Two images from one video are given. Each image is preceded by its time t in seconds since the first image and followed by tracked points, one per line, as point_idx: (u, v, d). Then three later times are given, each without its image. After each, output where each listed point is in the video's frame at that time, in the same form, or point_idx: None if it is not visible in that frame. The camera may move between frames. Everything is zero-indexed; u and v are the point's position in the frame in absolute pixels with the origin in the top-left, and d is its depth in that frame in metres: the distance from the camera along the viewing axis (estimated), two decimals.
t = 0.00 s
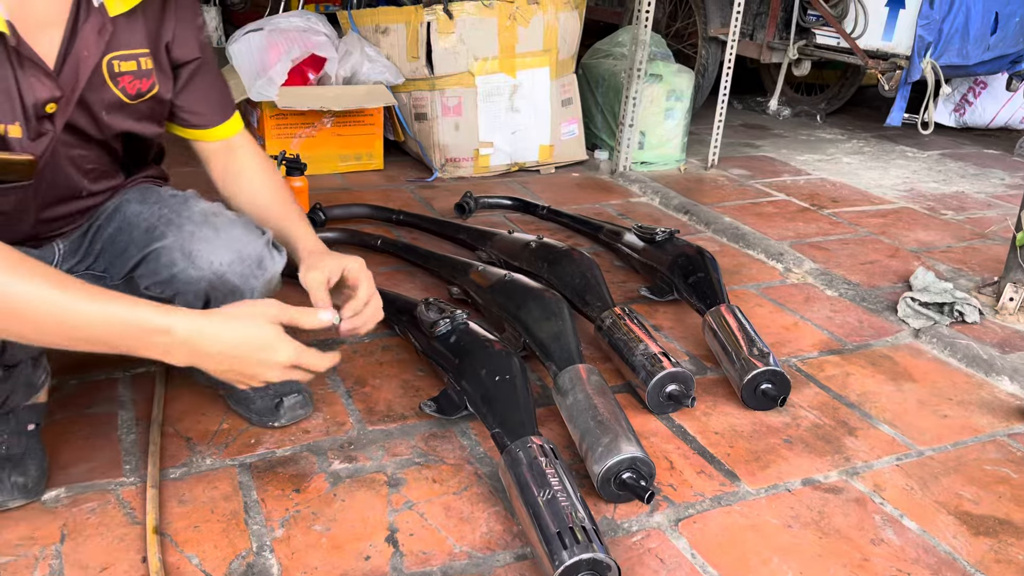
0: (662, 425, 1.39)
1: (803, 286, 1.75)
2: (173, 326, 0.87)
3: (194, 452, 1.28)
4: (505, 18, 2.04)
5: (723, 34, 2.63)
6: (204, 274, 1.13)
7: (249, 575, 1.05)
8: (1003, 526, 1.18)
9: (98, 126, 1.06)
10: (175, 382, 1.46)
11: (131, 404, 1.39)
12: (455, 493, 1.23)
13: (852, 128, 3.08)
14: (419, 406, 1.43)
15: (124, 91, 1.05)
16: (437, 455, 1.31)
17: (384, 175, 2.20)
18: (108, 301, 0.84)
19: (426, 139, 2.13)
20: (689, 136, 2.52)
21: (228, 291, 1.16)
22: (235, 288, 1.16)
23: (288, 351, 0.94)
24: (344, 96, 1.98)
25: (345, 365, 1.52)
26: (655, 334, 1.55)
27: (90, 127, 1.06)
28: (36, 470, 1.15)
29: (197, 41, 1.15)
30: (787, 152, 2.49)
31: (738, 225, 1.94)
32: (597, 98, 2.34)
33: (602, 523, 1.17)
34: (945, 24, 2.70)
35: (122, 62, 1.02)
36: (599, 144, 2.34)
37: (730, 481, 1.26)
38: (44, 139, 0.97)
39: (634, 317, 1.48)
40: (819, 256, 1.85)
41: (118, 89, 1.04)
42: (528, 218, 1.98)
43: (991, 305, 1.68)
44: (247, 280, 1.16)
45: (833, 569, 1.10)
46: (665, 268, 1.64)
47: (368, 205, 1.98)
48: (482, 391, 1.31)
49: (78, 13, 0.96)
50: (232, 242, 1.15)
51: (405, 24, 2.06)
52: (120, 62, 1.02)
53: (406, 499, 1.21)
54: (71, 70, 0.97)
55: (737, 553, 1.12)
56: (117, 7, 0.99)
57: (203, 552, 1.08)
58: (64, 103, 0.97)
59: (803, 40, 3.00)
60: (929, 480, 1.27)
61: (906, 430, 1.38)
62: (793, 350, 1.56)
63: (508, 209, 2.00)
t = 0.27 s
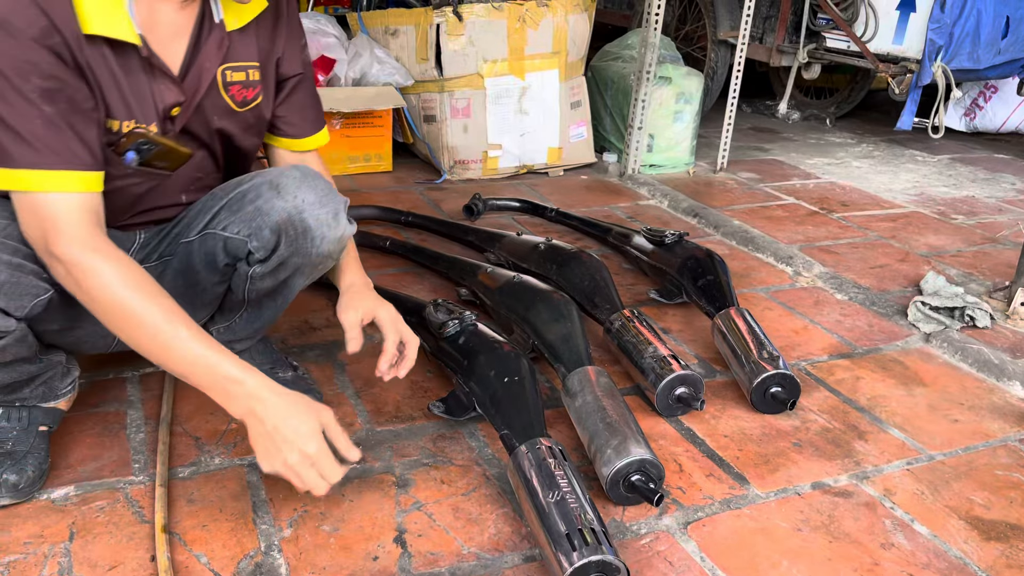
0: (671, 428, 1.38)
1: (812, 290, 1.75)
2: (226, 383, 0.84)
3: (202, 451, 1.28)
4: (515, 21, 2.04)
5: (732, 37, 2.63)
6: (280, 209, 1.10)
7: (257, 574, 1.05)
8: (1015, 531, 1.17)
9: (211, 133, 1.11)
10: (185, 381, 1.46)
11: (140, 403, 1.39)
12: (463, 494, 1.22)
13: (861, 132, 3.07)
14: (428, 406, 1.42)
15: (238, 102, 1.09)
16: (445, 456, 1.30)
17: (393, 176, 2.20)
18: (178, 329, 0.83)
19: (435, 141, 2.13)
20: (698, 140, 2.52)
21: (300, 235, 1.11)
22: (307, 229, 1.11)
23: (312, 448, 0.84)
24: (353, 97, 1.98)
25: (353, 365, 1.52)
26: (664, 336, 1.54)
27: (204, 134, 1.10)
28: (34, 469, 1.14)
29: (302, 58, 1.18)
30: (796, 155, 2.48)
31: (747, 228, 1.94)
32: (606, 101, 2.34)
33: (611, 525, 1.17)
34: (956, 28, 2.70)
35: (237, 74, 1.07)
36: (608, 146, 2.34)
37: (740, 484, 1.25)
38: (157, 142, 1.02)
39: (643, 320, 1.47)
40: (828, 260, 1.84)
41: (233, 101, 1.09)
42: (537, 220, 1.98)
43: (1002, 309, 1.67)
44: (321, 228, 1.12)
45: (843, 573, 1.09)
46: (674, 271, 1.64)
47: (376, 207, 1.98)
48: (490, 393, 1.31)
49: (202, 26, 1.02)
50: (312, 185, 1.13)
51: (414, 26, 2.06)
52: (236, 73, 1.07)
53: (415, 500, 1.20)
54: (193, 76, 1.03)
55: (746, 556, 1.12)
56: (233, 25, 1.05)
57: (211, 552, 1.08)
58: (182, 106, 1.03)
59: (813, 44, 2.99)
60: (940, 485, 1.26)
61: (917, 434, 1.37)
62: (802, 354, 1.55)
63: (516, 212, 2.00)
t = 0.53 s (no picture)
0: (677, 431, 1.39)
1: (818, 293, 1.75)
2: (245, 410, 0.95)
3: (211, 451, 1.28)
4: (522, 23, 2.04)
5: (739, 40, 2.63)
6: (338, 188, 1.21)
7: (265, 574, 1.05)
8: (1022, 536, 1.17)
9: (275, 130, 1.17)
10: (195, 382, 1.46)
11: (148, 403, 1.39)
12: (470, 496, 1.23)
13: (868, 135, 3.07)
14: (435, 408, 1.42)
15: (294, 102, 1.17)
16: (452, 457, 1.31)
17: (400, 178, 2.21)
18: (232, 356, 0.94)
19: (442, 143, 2.13)
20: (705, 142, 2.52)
21: (353, 214, 1.23)
22: (361, 208, 1.24)
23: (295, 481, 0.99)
24: (360, 99, 1.98)
25: (361, 366, 1.52)
26: (671, 339, 1.54)
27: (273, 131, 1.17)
28: (48, 472, 1.15)
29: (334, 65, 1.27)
30: (802, 158, 2.48)
31: (754, 231, 1.94)
32: (613, 103, 2.34)
33: (617, 528, 1.17)
34: (964, 31, 2.70)
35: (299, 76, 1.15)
36: (615, 148, 2.34)
37: (746, 488, 1.26)
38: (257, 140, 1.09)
39: (650, 322, 1.48)
40: (835, 263, 1.84)
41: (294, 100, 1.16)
42: (543, 222, 1.98)
43: (1009, 313, 1.67)
44: (372, 208, 1.25)
45: None
46: (680, 273, 1.64)
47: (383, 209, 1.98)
48: (497, 394, 1.31)
49: (284, 38, 1.10)
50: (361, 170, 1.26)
51: (422, 28, 2.06)
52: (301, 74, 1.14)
53: (422, 502, 1.20)
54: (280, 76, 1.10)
55: (752, 559, 1.12)
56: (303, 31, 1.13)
57: (220, 552, 1.08)
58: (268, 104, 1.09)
59: (820, 46, 2.99)
60: (946, 489, 1.26)
61: (923, 438, 1.37)
62: (809, 357, 1.55)
63: (523, 214, 2.00)
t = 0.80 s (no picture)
0: (682, 433, 1.38)
1: (823, 295, 1.74)
2: (271, 400, 0.95)
3: (215, 452, 1.29)
4: (528, 25, 2.03)
5: (745, 41, 2.63)
6: (355, 180, 1.23)
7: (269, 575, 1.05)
8: None
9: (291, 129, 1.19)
10: (199, 382, 1.47)
11: (153, 404, 1.40)
12: (474, 498, 1.23)
13: (873, 137, 3.06)
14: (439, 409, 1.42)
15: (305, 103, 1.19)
16: (456, 459, 1.31)
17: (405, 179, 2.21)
18: (256, 345, 0.94)
19: (447, 144, 2.13)
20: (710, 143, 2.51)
21: (369, 207, 1.26)
22: (376, 203, 1.26)
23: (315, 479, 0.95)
24: (366, 100, 1.97)
25: (365, 367, 1.52)
26: (676, 341, 1.54)
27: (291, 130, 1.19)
28: (56, 472, 1.16)
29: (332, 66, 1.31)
30: (808, 160, 2.48)
31: (758, 233, 1.93)
32: (618, 105, 2.34)
33: (621, 530, 1.17)
34: (970, 33, 2.69)
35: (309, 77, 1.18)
36: (619, 150, 2.34)
37: (750, 490, 1.26)
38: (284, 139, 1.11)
39: (654, 324, 1.48)
40: (840, 265, 1.84)
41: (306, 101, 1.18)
42: (548, 223, 1.98)
43: (1015, 316, 1.67)
44: (386, 200, 1.28)
45: None
46: (685, 275, 1.64)
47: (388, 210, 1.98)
48: (501, 396, 1.31)
49: (298, 40, 1.12)
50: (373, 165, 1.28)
51: (427, 29, 2.06)
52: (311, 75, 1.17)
53: (426, 503, 1.20)
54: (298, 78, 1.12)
55: (757, 562, 1.12)
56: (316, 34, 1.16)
57: (224, 552, 1.09)
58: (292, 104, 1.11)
59: (826, 48, 2.98)
60: (951, 493, 1.26)
61: (928, 441, 1.37)
62: (813, 360, 1.55)
63: (527, 215, 2.00)
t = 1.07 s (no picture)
0: (686, 434, 1.38)
1: (827, 297, 1.74)
2: (330, 378, 0.89)
3: (219, 452, 1.29)
4: (531, 26, 2.02)
5: (749, 42, 2.62)
6: (362, 180, 1.23)
7: None
8: None
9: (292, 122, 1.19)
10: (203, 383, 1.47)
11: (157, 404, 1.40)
12: (478, 499, 1.23)
13: (878, 138, 3.06)
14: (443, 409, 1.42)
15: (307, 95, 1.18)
16: (459, 460, 1.30)
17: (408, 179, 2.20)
18: (292, 325, 0.90)
19: (450, 145, 2.13)
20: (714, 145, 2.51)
21: (377, 206, 1.26)
22: (383, 201, 1.26)
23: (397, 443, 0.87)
24: (370, 100, 1.97)
25: (369, 367, 1.51)
26: (679, 343, 1.54)
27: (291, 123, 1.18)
28: (51, 472, 1.15)
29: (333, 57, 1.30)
30: (812, 162, 2.47)
31: (762, 234, 1.93)
32: (622, 106, 2.34)
33: (624, 531, 1.17)
34: (974, 35, 2.68)
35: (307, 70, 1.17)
36: (623, 150, 2.33)
37: (754, 492, 1.25)
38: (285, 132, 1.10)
39: (658, 325, 1.48)
40: (844, 267, 1.83)
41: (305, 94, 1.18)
42: (551, 224, 1.97)
43: (1020, 318, 1.66)
44: (393, 199, 1.28)
45: None
46: (689, 276, 1.64)
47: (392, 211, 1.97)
48: (505, 397, 1.31)
49: (295, 28, 1.11)
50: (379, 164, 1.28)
51: (431, 30, 2.06)
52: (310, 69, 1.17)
53: (429, 504, 1.20)
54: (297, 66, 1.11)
55: (761, 564, 1.11)
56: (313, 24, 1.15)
57: (227, 553, 1.09)
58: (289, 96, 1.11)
59: (830, 49, 2.98)
60: (956, 495, 1.25)
61: (933, 443, 1.36)
62: (817, 361, 1.55)
63: (531, 216, 1.99)
